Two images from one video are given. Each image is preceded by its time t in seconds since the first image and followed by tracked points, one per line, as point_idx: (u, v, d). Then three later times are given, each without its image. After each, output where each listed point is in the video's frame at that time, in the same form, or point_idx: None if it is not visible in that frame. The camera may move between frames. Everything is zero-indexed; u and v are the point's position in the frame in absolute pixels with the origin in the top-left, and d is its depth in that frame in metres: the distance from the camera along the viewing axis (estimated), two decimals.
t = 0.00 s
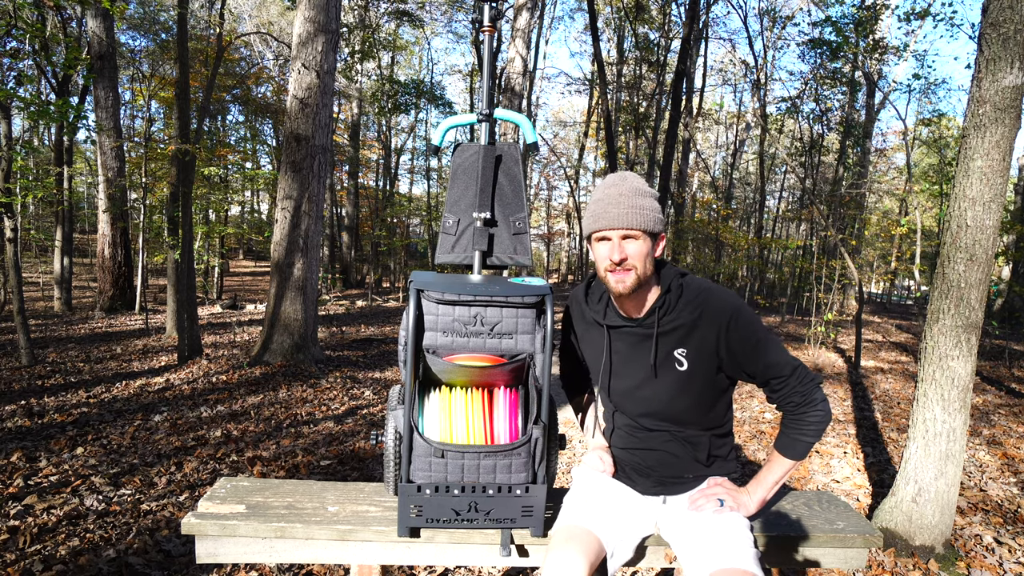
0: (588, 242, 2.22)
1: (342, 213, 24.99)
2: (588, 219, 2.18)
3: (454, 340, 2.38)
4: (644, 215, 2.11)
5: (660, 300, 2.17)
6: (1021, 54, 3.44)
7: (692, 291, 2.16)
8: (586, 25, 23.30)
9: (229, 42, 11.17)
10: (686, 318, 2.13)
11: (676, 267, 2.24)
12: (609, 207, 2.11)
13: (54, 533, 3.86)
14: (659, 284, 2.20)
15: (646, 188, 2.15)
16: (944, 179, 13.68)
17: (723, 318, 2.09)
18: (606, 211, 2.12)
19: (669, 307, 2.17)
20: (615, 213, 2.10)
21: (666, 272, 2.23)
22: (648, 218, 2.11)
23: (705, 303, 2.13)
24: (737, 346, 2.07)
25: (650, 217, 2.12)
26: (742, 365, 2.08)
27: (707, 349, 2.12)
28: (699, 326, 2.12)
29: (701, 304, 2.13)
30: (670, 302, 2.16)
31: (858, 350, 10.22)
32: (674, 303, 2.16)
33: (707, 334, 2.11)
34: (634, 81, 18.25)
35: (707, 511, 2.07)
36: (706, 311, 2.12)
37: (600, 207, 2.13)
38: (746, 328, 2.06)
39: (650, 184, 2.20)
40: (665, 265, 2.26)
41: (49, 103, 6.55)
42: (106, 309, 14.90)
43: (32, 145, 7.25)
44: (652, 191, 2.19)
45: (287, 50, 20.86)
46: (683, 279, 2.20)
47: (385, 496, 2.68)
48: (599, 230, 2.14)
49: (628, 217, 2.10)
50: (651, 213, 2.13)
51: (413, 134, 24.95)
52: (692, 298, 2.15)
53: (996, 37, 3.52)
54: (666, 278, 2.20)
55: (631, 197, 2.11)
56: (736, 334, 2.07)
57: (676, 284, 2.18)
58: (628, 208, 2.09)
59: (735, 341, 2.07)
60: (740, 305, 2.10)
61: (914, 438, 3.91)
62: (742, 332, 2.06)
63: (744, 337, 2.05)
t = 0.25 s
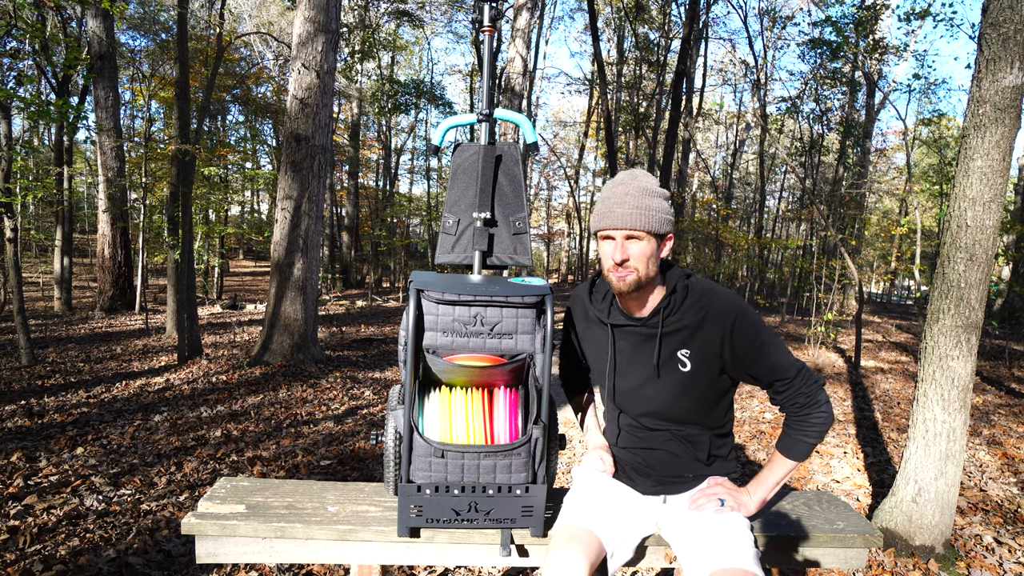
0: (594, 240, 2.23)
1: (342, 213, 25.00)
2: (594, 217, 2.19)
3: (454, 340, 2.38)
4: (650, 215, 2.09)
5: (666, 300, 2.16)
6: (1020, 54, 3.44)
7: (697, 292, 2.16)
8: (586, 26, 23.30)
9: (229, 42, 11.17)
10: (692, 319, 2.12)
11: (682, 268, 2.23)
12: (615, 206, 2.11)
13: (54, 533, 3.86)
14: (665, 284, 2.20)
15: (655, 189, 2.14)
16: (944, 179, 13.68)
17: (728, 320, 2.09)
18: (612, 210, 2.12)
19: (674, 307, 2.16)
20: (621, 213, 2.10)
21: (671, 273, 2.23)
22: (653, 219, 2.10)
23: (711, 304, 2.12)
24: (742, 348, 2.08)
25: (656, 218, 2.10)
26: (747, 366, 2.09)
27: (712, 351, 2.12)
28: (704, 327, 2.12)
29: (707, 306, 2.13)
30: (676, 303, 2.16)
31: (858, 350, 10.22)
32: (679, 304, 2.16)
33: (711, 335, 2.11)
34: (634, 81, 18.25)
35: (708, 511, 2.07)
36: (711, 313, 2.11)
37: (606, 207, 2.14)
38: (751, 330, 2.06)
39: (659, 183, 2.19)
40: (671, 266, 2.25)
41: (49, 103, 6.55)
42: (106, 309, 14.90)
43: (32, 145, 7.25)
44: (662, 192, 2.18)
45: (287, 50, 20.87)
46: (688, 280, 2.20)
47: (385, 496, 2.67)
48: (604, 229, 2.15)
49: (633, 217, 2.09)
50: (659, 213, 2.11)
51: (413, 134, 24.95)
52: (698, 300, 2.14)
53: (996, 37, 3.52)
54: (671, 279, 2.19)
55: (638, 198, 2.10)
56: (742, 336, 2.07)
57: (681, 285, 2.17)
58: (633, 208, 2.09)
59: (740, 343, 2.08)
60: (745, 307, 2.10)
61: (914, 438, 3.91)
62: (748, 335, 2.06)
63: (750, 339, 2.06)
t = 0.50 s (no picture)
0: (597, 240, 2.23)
1: (341, 213, 25.02)
2: (599, 217, 2.18)
3: (454, 339, 2.38)
4: (655, 217, 2.09)
5: (669, 301, 2.17)
6: (1020, 54, 3.44)
7: (701, 293, 2.15)
8: (586, 26, 23.30)
9: (229, 42, 11.16)
10: (695, 320, 2.13)
11: (685, 270, 2.23)
12: (620, 206, 2.11)
13: (54, 533, 3.86)
14: (668, 286, 2.19)
15: (660, 190, 2.13)
16: (944, 179, 13.69)
17: (731, 322, 2.09)
18: (617, 210, 2.12)
19: (677, 309, 2.16)
20: (626, 214, 2.09)
21: (674, 274, 2.22)
22: (658, 220, 2.10)
23: (714, 306, 2.12)
24: (745, 350, 2.08)
25: (661, 219, 2.10)
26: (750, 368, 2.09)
27: (715, 352, 2.12)
28: (707, 329, 2.12)
29: (710, 307, 2.13)
30: (679, 304, 2.16)
31: (858, 350, 10.21)
32: (682, 305, 2.16)
33: (715, 337, 2.11)
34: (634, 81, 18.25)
35: (709, 511, 2.07)
36: (715, 314, 2.11)
37: (612, 207, 2.13)
38: (755, 332, 2.06)
39: (666, 185, 2.19)
40: (674, 268, 2.25)
41: (49, 103, 6.55)
42: (106, 309, 14.90)
43: (33, 145, 7.25)
44: (668, 194, 2.17)
45: (287, 50, 20.88)
46: (693, 281, 2.20)
47: (385, 496, 2.68)
48: (608, 229, 2.15)
49: (638, 218, 2.09)
50: (664, 214, 2.11)
51: (413, 134, 24.95)
52: (701, 301, 2.14)
53: (996, 37, 3.52)
54: (675, 280, 2.19)
55: (644, 198, 2.09)
56: (745, 338, 2.07)
57: (685, 286, 2.17)
58: (638, 209, 2.08)
59: (743, 345, 2.08)
60: (749, 309, 2.10)
61: (914, 438, 3.91)
62: (751, 337, 2.06)
63: (753, 342, 2.06)
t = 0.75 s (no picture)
0: (598, 236, 2.22)
1: (342, 213, 25.03)
2: (601, 214, 2.18)
3: (454, 339, 2.38)
4: (657, 215, 2.09)
5: (668, 300, 2.17)
6: (1020, 54, 3.44)
7: (700, 292, 2.15)
8: (586, 26, 23.29)
9: (229, 41, 11.15)
10: (694, 320, 2.13)
11: (685, 268, 2.23)
12: (621, 204, 2.11)
13: (54, 533, 3.86)
14: (667, 285, 2.20)
15: (663, 188, 2.13)
16: (944, 179, 13.68)
17: (730, 321, 2.09)
18: (619, 208, 2.11)
19: (676, 308, 2.16)
20: (628, 211, 2.09)
21: (674, 273, 2.23)
22: (660, 218, 2.10)
23: (713, 305, 2.12)
24: (745, 349, 2.08)
25: (662, 218, 2.10)
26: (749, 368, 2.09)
27: (714, 351, 2.12)
28: (707, 328, 2.12)
29: (709, 307, 2.13)
30: (678, 304, 2.16)
31: (858, 350, 10.21)
32: (682, 304, 2.16)
33: (714, 336, 2.11)
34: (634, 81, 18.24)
35: (709, 511, 2.07)
36: (714, 314, 2.11)
37: (614, 204, 2.13)
38: (753, 330, 2.06)
39: (667, 183, 2.19)
40: (674, 266, 2.25)
41: (49, 103, 6.55)
42: (106, 308, 14.90)
43: (33, 145, 7.25)
44: (670, 192, 2.18)
45: (287, 50, 20.88)
46: (692, 281, 2.20)
47: (385, 496, 2.68)
48: (610, 226, 2.14)
49: (640, 215, 2.09)
50: (666, 213, 2.11)
51: (413, 134, 24.95)
52: (700, 300, 2.14)
53: (996, 37, 3.52)
54: (674, 279, 2.19)
55: (646, 197, 2.09)
56: (744, 337, 2.07)
57: (684, 285, 2.17)
58: (641, 206, 2.08)
59: (742, 344, 2.08)
60: (747, 308, 2.10)
61: (914, 438, 3.91)
62: (751, 336, 2.06)
63: (752, 341, 2.06)
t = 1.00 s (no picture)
0: (598, 236, 2.22)
1: (342, 213, 25.05)
2: (601, 213, 2.18)
3: (454, 340, 2.38)
4: (657, 214, 2.09)
5: (668, 299, 2.16)
6: (1021, 54, 3.44)
7: (699, 291, 2.15)
8: (586, 26, 23.29)
9: (229, 41, 11.15)
10: (693, 318, 2.13)
11: (684, 268, 2.23)
12: (621, 203, 2.11)
13: (54, 533, 3.86)
14: (667, 284, 2.20)
15: (662, 188, 2.14)
16: (944, 179, 13.69)
17: (729, 320, 2.09)
18: (618, 208, 2.11)
19: (675, 307, 2.16)
20: (629, 210, 2.09)
21: (673, 272, 2.23)
22: (659, 217, 2.10)
23: (712, 304, 2.12)
24: (744, 348, 2.08)
25: (662, 217, 2.10)
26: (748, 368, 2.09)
27: (713, 350, 2.12)
28: (705, 327, 2.12)
29: (708, 306, 2.13)
30: (677, 303, 2.16)
31: (858, 350, 10.21)
32: (681, 303, 2.16)
33: (713, 335, 2.11)
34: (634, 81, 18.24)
35: (708, 511, 2.07)
36: (714, 312, 2.11)
37: (613, 204, 2.13)
38: (752, 329, 2.06)
39: (667, 182, 2.19)
40: (673, 266, 2.25)
41: (49, 103, 6.55)
42: (106, 308, 14.90)
43: (33, 145, 7.25)
44: (669, 191, 2.18)
45: (287, 50, 20.89)
46: (691, 280, 2.20)
47: (385, 496, 2.67)
48: (609, 225, 2.14)
49: (640, 214, 2.09)
50: (665, 212, 2.11)
51: (413, 134, 24.95)
52: (700, 299, 2.14)
53: (996, 37, 3.52)
54: (673, 279, 2.19)
55: (645, 196, 2.10)
56: (743, 336, 2.07)
57: (684, 284, 2.17)
58: (640, 206, 2.08)
59: (741, 343, 2.08)
60: (747, 307, 2.11)
61: (914, 438, 3.91)
62: (750, 334, 2.06)
63: (750, 340, 2.06)
